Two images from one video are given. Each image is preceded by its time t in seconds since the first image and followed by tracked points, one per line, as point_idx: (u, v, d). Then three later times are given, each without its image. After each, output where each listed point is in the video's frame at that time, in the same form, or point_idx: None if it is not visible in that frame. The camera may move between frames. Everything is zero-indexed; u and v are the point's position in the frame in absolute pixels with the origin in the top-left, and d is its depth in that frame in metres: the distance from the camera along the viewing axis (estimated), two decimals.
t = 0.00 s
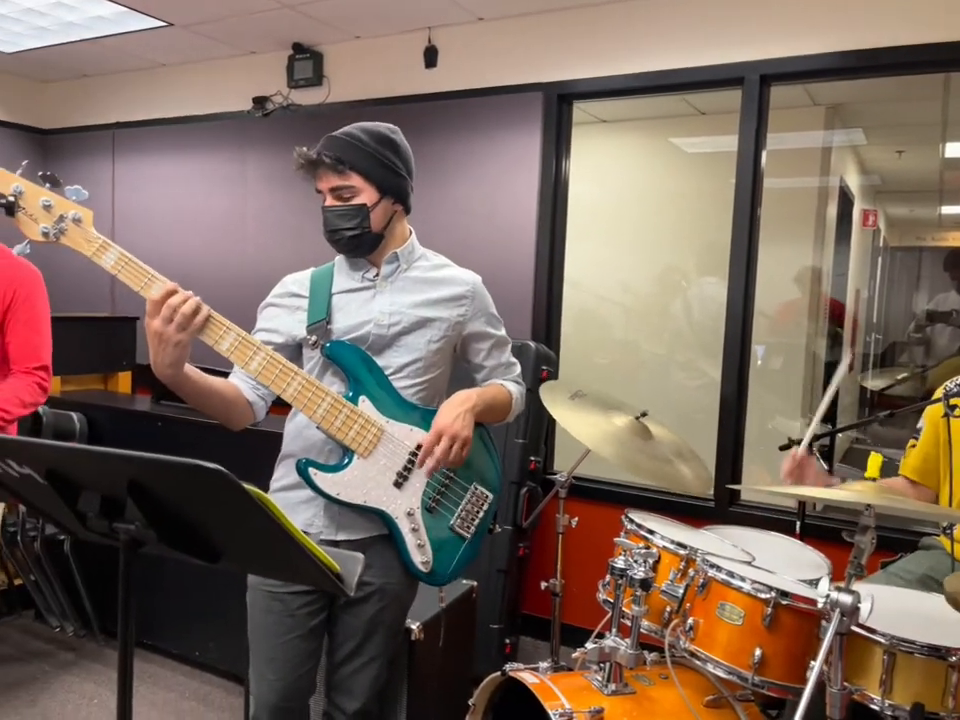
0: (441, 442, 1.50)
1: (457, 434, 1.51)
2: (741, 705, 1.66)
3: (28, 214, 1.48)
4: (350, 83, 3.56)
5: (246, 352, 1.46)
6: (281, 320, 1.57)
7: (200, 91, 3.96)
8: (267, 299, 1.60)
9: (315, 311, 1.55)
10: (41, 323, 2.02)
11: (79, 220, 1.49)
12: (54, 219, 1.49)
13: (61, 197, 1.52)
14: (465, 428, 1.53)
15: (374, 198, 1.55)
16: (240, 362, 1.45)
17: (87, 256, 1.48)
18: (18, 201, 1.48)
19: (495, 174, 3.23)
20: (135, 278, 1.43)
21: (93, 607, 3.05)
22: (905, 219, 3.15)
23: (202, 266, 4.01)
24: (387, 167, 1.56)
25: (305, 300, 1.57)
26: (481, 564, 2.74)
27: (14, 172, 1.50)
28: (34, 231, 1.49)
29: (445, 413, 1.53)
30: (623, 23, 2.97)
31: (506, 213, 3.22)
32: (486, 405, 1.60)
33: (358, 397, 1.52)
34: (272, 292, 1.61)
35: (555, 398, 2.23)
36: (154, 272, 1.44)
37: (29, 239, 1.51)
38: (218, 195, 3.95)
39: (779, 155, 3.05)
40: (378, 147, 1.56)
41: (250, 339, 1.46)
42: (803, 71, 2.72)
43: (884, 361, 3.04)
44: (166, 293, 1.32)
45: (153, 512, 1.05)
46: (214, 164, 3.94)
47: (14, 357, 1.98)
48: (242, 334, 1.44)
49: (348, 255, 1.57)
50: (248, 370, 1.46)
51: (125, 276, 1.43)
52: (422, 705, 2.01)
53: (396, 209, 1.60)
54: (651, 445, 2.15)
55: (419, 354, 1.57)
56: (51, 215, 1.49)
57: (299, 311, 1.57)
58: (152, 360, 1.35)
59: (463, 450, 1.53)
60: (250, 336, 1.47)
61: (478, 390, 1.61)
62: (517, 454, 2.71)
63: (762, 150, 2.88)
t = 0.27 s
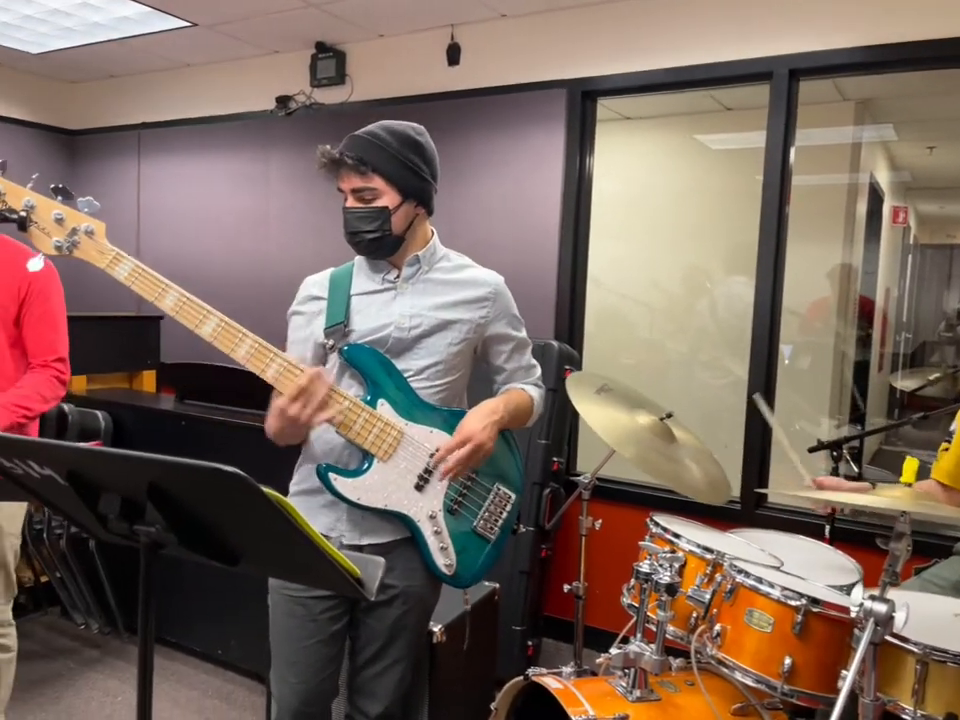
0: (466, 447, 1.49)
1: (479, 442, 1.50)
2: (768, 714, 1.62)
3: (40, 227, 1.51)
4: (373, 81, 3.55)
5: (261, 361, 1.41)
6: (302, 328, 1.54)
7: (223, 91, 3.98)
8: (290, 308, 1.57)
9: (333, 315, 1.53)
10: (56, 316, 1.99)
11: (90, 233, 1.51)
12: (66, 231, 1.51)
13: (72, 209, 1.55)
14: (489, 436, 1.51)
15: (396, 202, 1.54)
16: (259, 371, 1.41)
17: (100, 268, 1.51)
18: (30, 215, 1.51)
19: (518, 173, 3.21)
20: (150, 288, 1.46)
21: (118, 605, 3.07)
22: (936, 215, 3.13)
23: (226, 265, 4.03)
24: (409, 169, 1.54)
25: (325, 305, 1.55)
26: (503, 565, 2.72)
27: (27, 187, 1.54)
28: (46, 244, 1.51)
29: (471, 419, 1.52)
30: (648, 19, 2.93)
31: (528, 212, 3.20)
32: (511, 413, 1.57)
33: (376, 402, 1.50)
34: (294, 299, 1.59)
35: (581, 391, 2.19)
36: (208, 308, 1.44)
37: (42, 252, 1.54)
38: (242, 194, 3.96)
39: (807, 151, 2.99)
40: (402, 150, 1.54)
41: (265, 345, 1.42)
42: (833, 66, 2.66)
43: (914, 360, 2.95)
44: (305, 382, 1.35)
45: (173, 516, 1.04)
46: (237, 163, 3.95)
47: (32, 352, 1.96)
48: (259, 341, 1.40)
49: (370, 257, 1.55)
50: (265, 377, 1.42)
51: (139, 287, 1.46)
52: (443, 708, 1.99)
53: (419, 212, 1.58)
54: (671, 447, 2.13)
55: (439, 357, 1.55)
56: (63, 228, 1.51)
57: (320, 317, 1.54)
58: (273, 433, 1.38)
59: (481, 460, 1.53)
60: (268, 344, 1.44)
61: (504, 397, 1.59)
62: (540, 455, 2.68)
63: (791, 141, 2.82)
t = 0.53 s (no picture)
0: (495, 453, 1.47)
1: (503, 449, 1.48)
2: None
3: (70, 220, 1.47)
4: (398, 79, 3.53)
5: (290, 356, 1.43)
6: (324, 319, 1.55)
7: (249, 90, 3.98)
8: (311, 298, 1.58)
9: (359, 314, 1.51)
10: (68, 311, 2.00)
11: (121, 226, 1.47)
12: (97, 224, 1.47)
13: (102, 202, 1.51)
14: (514, 443, 1.49)
15: (417, 197, 1.51)
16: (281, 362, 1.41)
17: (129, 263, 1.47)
18: (62, 208, 1.46)
19: (545, 169, 3.17)
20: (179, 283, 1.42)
21: (144, 603, 3.08)
22: None
23: (251, 264, 4.03)
24: (430, 163, 1.51)
25: (350, 301, 1.54)
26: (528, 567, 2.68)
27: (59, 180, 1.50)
28: (77, 237, 1.47)
29: (493, 424, 1.49)
30: (677, 13, 2.88)
31: (554, 210, 3.16)
32: (535, 414, 1.54)
33: (403, 400, 1.48)
34: (317, 292, 1.59)
35: (607, 394, 2.16)
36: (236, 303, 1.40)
37: (72, 245, 1.49)
38: (267, 193, 3.96)
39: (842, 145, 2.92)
40: (421, 144, 1.51)
41: (294, 342, 1.44)
42: (868, 58, 2.60)
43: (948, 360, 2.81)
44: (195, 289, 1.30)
45: (192, 519, 1.02)
46: (263, 162, 3.96)
47: (44, 348, 1.96)
48: (285, 336, 1.42)
49: (394, 255, 1.53)
50: (292, 373, 1.43)
51: (167, 281, 1.42)
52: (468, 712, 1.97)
53: (441, 207, 1.55)
54: (701, 450, 2.08)
55: (465, 355, 1.52)
56: (94, 221, 1.47)
57: (344, 311, 1.54)
58: (180, 351, 1.32)
59: (508, 468, 1.50)
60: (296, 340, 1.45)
61: (528, 398, 1.56)
62: (565, 456, 2.64)
63: (824, 143, 2.77)
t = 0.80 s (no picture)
0: (523, 453, 1.44)
1: (531, 449, 1.44)
2: None
3: (96, 217, 1.47)
4: (425, 76, 3.51)
5: (313, 353, 1.41)
6: (352, 321, 1.52)
7: (276, 89, 3.99)
8: (337, 299, 1.55)
9: (383, 313, 1.49)
10: (88, 321, 2.00)
11: (146, 223, 1.47)
12: (122, 222, 1.47)
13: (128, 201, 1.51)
14: (541, 442, 1.46)
15: (445, 197, 1.48)
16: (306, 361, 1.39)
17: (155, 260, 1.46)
18: (87, 204, 1.46)
19: (573, 166, 3.13)
20: (203, 279, 1.41)
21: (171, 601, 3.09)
22: None
23: (278, 263, 4.04)
24: (456, 161, 1.48)
25: (375, 300, 1.52)
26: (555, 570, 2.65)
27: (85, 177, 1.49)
28: (102, 235, 1.47)
29: (519, 424, 1.46)
30: (708, 5, 2.83)
31: (582, 207, 3.12)
32: (562, 413, 1.51)
33: (428, 399, 1.45)
34: (341, 293, 1.56)
35: (634, 402, 2.12)
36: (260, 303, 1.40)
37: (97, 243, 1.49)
38: (294, 191, 3.96)
39: (881, 139, 2.84)
40: (448, 142, 1.48)
41: (318, 340, 1.41)
42: (907, 49, 2.53)
43: None
44: (226, 293, 1.30)
45: (215, 522, 1.00)
46: (290, 161, 3.96)
47: (68, 360, 1.96)
48: (310, 334, 1.40)
49: (421, 255, 1.51)
50: (315, 372, 1.41)
51: (192, 277, 1.41)
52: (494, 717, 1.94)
53: (468, 205, 1.52)
54: (738, 450, 2.03)
55: (491, 355, 1.49)
56: (119, 219, 1.47)
57: (370, 312, 1.52)
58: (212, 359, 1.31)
59: (538, 469, 1.46)
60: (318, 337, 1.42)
61: (553, 398, 1.52)
62: (593, 456, 2.61)
63: (861, 138, 2.70)
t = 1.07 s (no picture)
0: (547, 456, 1.40)
1: (555, 451, 1.40)
2: None
3: (115, 218, 1.48)
4: (450, 74, 3.49)
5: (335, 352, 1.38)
6: (374, 324, 1.51)
7: (303, 88, 3.99)
8: (359, 303, 1.55)
9: (403, 313, 1.48)
10: (120, 309, 2.01)
11: (164, 224, 1.47)
12: (140, 222, 1.48)
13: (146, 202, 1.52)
14: (565, 445, 1.42)
15: (464, 200, 1.46)
16: (329, 361, 1.37)
17: (173, 260, 1.47)
18: (105, 205, 1.47)
19: (600, 163, 3.09)
20: (223, 281, 1.41)
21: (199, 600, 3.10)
22: None
23: (305, 263, 4.05)
24: (476, 162, 1.45)
25: (396, 302, 1.51)
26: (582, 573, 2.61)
27: (103, 178, 1.51)
28: (120, 236, 1.48)
29: (543, 427, 1.43)
30: None
31: (610, 204, 3.08)
32: (588, 415, 1.47)
33: (449, 399, 1.43)
34: (364, 296, 1.56)
35: (665, 398, 2.07)
36: (282, 302, 1.37)
37: (117, 244, 1.50)
38: (321, 190, 3.96)
39: (919, 133, 2.75)
40: (466, 142, 1.44)
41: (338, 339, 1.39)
42: (946, 40, 2.46)
43: None
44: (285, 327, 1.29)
45: (235, 524, 0.99)
46: (316, 161, 3.96)
47: (99, 349, 1.97)
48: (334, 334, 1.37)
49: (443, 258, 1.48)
50: (336, 372, 1.39)
51: (211, 278, 1.41)
52: None
53: (489, 204, 1.50)
54: (769, 453, 1.99)
55: (514, 355, 1.46)
56: (138, 219, 1.48)
57: (391, 314, 1.50)
58: (266, 386, 1.32)
59: (560, 473, 1.42)
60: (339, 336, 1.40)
61: (579, 400, 1.49)
62: (621, 458, 2.57)
63: (898, 132, 2.62)
